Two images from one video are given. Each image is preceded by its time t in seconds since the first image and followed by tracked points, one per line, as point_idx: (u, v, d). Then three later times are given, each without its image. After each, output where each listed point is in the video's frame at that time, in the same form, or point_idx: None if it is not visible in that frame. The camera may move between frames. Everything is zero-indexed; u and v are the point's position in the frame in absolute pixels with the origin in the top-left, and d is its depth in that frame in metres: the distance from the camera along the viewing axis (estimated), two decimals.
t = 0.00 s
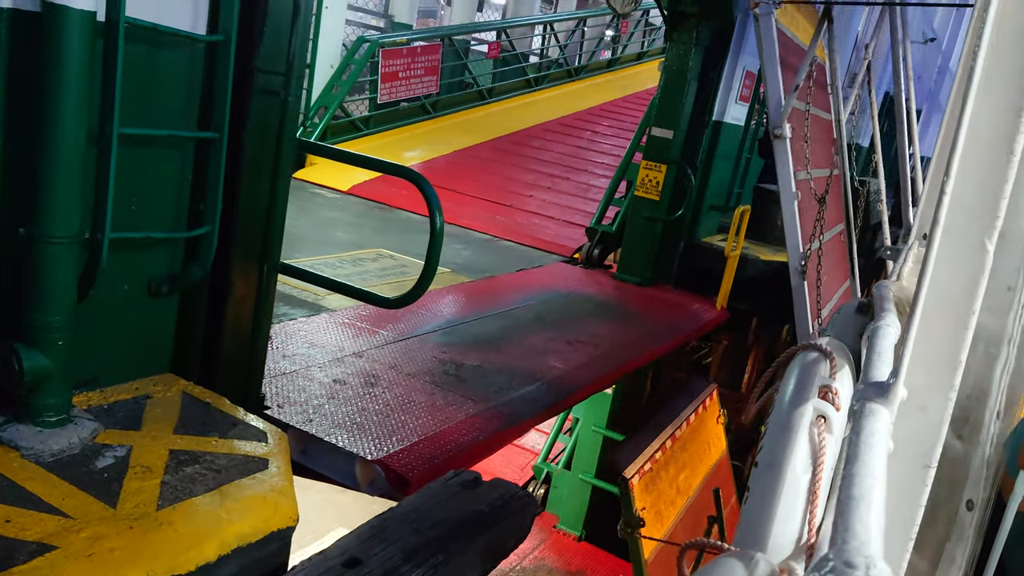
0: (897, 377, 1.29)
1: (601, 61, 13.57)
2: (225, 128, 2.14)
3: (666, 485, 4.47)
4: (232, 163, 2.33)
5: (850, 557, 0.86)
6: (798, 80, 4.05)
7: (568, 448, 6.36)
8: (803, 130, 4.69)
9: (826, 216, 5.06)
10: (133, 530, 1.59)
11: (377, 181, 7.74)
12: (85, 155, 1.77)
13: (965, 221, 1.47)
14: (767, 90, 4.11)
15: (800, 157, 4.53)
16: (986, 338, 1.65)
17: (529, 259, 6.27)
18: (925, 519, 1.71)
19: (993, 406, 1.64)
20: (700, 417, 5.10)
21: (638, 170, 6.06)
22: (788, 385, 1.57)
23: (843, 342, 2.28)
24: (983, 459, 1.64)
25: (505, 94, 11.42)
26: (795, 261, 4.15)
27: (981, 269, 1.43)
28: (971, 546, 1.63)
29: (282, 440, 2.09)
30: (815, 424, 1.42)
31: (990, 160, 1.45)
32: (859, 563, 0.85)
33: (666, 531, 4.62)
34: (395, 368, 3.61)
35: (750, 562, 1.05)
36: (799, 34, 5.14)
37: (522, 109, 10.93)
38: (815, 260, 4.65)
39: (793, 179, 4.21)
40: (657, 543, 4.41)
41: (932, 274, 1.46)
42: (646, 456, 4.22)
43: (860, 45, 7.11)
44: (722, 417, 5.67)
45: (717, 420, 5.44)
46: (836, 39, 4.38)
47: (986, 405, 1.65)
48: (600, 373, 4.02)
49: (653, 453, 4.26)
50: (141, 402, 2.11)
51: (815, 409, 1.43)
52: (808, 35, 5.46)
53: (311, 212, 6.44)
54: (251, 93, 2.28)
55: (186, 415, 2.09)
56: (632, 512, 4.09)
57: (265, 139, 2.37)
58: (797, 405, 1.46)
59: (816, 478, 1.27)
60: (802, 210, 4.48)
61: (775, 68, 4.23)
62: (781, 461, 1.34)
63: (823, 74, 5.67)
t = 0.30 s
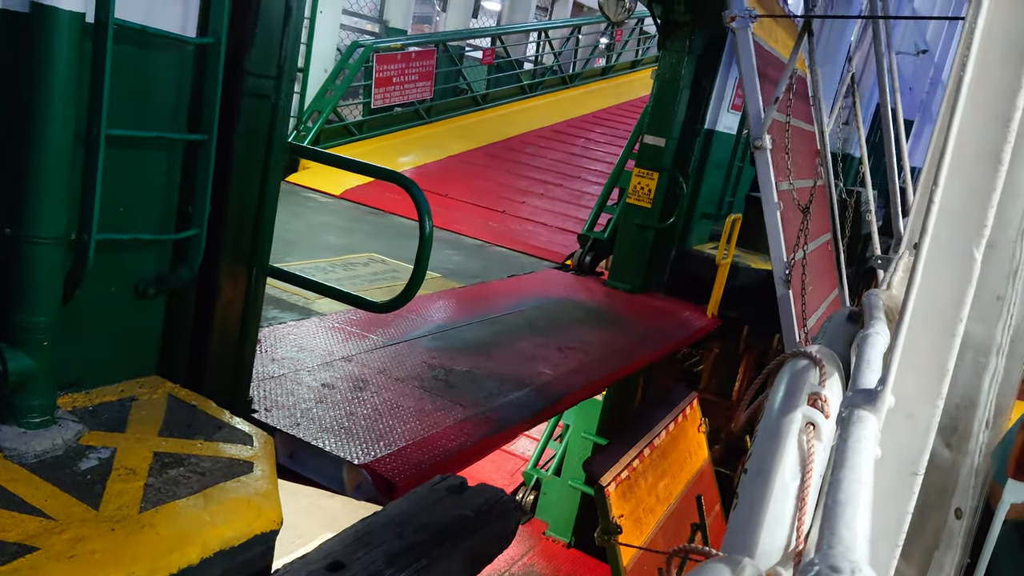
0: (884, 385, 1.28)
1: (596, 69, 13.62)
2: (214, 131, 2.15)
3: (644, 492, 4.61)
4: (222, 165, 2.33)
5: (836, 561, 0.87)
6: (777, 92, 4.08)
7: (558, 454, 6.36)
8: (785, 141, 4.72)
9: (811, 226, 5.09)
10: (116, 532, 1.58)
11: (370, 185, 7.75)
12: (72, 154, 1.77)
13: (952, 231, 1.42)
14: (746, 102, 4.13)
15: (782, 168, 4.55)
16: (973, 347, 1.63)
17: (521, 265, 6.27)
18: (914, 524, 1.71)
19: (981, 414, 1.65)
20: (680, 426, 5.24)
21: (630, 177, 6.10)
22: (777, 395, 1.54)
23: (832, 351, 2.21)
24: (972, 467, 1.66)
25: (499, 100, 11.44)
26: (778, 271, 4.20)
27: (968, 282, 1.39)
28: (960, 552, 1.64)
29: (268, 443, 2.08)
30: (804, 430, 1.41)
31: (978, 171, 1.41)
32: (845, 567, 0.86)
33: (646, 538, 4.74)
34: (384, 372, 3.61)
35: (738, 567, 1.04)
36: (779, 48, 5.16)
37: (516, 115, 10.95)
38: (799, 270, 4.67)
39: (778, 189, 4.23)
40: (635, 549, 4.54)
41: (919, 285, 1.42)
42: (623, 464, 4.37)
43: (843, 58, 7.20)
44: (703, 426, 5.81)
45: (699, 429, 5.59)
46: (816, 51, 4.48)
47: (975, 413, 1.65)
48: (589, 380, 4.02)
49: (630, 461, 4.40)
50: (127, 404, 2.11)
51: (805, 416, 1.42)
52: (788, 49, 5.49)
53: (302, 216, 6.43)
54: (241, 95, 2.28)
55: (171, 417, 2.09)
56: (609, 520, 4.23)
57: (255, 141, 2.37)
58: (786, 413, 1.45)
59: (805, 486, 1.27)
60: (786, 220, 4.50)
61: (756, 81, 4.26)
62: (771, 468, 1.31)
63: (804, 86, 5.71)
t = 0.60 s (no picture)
0: (882, 387, 1.22)
1: (596, 70, 13.62)
2: (209, 128, 2.15)
3: (628, 495, 4.68)
4: (217, 161, 2.34)
5: (829, 561, 0.87)
6: (765, 98, 4.08)
7: (553, 455, 6.38)
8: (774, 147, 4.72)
9: (803, 230, 5.10)
10: (105, 526, 1.59)
11: (368, 184, 7.76)
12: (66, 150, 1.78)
13: (950, 234, 1.39)
14: (733, 108, 4.14)
15: (772, 173, 4.56)
16: (971, 351, 1.54)
17: (517, 266, 6.28)
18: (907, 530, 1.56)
19: (977, 420, 1.54)
20: (666, 431, 5.32)
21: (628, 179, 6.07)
22: (775, 396, 1.42)
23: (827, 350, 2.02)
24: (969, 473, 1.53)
25: (498, 101, 11.45)
26: (769, 276, 4.27)
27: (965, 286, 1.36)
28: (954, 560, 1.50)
29: (259, 440, 2.09)
30: (801, 433, 1.31)
31: (974, 175, 1.39)
32: (839, 567, 0.86)
33: (631, 540, 4.78)
34: (378, 371, 3.61)
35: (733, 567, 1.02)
36: (767, 55, 5.13)
37: (515, 116, 10.96)
38: (791, 274, 4.68)
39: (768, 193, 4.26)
40: (620, 550, 4.57)
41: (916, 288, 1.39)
42: (605, 466, 4.45)
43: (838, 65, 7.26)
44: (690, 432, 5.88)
45: (685, 434, 5.66)
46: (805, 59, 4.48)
47: (971, 418, 1.53)
48: (584, 380, 4.04)
49: (611, 463, 4.49)
50: (119, 400, 2.11)
51: (803, 417, 1.31)
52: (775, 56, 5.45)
53: (300, 214, 6.45)
54: (237, 92, 2.29)
55: (163, 413, 2.09)
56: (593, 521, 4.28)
57: (251, 138, 2.38)
58: (783, 413, 1.34)
59: (800, 486, 1.20)
60: (776, 225, 4.51)
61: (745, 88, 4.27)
62: (767, 468, 1.24)
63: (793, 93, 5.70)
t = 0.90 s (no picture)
0: (881, 387, 1.20)
1: (598, 69, 13.63)
2: (208, 124, 2.16)
3: (615, 495, 4.59)
4: (217, 156, 2.35)
5: (826, 559, 0.87)
6: (757, 100, 4.06)
7: (552, 453, 6.40)
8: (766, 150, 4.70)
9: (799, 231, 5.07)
10: (100, 520, 1.60)
11: (370, 181, 7.76)
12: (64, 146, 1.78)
13: (955, 236, 1.50)
14: (722, 110, 4.12)
15: (765, 176, 4.53)
16: (972, 352, 1.68)
17: (517, 263, 6.29)
18: (910, 528, 1.75)
19: (978, 419, 1.70)
20: (656, 431, 5.24)
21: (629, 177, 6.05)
22: (774, 394, 1.39)
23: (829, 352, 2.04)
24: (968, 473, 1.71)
25: (501, 98, 11.46)
26: (764, 277, 4.28)
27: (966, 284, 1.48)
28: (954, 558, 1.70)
29: (256, 435, 2.10)
30: (801, 434, 1.28)
31: (976, 177, 1.49)
32: (836, 566, 0.85)
33: (620, 540, 4.68)
34: (377, 367, 3.62)
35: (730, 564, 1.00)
36: (758, 59, 5.09)
37: (518, 114, 10.97)
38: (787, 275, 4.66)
39: (760, 195, 4.25)
40: (609, 550, 4.47)
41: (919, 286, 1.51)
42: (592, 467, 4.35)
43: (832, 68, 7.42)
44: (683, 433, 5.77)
45: (676, 435, 5.55)
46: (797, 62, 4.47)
47: (971, 419, 1.70)
48: (581, 378, 4.05)
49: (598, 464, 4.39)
50: (116, 393, 2.13)
51: (802, 418, 1.29)
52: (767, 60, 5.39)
53: (300, 210, 6.46)
54: (236, 88, 2.30)
55: (159, 407, 2.10)
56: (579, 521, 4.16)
57: (250, 135, 2.39)
58: (782, 413, 1.31)
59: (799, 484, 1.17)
60: (771, 226, 4.45)
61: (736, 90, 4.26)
62: (767, 468, 1.21)
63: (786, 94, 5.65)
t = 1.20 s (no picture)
0: (884, 383, 1.20)
1: (602, 66, 13.61)
2: (208, 119, 2.18)
3: (607, 494, 4.56)
4: (218, 152, 2.37)
5: (828, 553, 0.87)
6: (750, 100, 4.05)
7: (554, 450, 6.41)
8: (761, 150, 4.69)
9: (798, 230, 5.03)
10: (101, 511, 1.62)
11: (373, 177, 7.78)
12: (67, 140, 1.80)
13: (958, 230, 1.39)
14: (715, 111, 4.11)
15: (760, 175, 4.51)
16: (976, 349, 1.65)
17: (520, 260, 6.30)
18: (913, 524, 1.69)
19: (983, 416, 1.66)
20: (650, 431, 5.21)
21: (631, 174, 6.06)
22: (777, 392, 1.42)
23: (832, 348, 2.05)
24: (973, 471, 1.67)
25: (504, 95, 11.46)
26: (762, 278, 4.27)
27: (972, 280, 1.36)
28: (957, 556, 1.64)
29: (256, 429, 2.11)
30: (803, 431, 1.29)
31: (983, 168, 1.39)
32: (838, 559, 0.85)
33: (613, 539, 4.67)
34: (378, 363, 3.63)
35: (733, 560, 0.99)
36: (751, 60, 5.07)
37: (521, 110, 10.95)
38: (786, 273, 4.64)
39: (756, 195, 4.24)
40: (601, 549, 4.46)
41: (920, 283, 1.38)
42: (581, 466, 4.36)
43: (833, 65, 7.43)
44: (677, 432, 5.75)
45: (670, 434, 5.50)
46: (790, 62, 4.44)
47: (976, 416, 1.66)
48: (583, 374, 4.06)
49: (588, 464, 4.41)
50: (118, 387, 2.14)
51: (805, 413, 1.30)
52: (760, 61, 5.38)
53: (304, 206, 6.48)
54: (237, 84, 2.31)
55: (161, 401, 2.12)
56: (570, 521, 4.19)
57: (250, 131, 2.40)
58: (786, 410, 1.33)
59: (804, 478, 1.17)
60: (767, 225, 4.41)
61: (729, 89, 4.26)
62: (770, 464, 1.21)
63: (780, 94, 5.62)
